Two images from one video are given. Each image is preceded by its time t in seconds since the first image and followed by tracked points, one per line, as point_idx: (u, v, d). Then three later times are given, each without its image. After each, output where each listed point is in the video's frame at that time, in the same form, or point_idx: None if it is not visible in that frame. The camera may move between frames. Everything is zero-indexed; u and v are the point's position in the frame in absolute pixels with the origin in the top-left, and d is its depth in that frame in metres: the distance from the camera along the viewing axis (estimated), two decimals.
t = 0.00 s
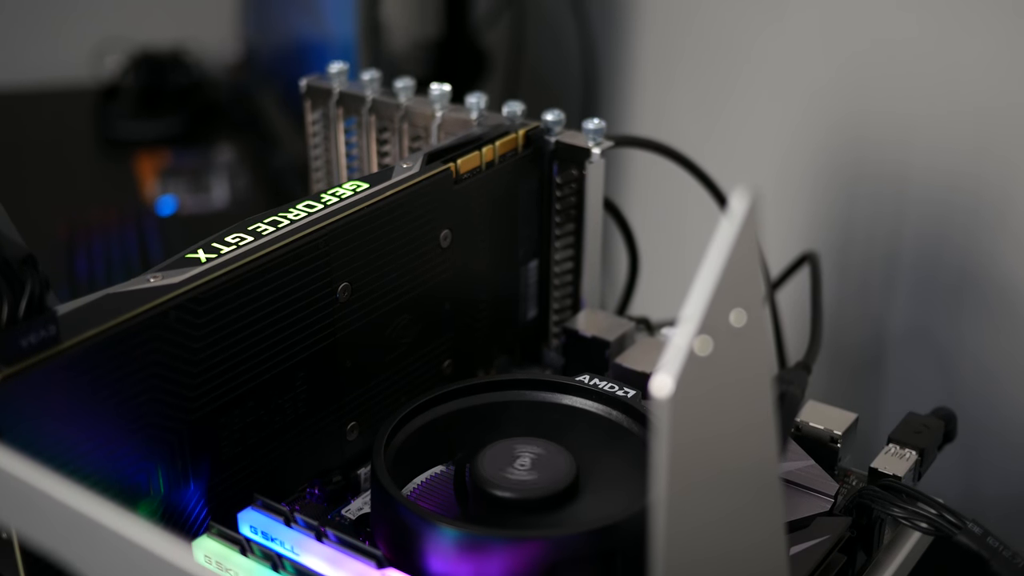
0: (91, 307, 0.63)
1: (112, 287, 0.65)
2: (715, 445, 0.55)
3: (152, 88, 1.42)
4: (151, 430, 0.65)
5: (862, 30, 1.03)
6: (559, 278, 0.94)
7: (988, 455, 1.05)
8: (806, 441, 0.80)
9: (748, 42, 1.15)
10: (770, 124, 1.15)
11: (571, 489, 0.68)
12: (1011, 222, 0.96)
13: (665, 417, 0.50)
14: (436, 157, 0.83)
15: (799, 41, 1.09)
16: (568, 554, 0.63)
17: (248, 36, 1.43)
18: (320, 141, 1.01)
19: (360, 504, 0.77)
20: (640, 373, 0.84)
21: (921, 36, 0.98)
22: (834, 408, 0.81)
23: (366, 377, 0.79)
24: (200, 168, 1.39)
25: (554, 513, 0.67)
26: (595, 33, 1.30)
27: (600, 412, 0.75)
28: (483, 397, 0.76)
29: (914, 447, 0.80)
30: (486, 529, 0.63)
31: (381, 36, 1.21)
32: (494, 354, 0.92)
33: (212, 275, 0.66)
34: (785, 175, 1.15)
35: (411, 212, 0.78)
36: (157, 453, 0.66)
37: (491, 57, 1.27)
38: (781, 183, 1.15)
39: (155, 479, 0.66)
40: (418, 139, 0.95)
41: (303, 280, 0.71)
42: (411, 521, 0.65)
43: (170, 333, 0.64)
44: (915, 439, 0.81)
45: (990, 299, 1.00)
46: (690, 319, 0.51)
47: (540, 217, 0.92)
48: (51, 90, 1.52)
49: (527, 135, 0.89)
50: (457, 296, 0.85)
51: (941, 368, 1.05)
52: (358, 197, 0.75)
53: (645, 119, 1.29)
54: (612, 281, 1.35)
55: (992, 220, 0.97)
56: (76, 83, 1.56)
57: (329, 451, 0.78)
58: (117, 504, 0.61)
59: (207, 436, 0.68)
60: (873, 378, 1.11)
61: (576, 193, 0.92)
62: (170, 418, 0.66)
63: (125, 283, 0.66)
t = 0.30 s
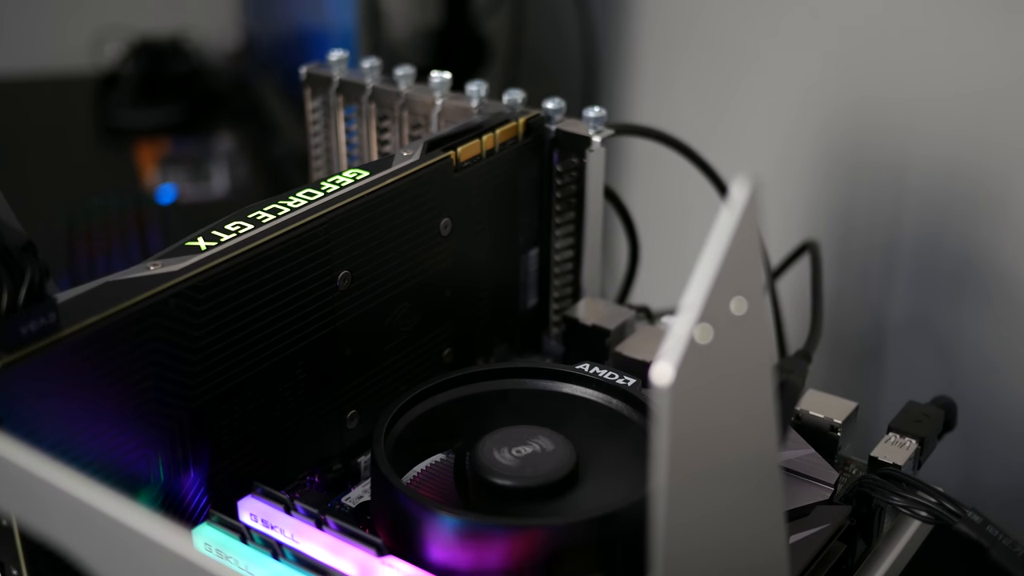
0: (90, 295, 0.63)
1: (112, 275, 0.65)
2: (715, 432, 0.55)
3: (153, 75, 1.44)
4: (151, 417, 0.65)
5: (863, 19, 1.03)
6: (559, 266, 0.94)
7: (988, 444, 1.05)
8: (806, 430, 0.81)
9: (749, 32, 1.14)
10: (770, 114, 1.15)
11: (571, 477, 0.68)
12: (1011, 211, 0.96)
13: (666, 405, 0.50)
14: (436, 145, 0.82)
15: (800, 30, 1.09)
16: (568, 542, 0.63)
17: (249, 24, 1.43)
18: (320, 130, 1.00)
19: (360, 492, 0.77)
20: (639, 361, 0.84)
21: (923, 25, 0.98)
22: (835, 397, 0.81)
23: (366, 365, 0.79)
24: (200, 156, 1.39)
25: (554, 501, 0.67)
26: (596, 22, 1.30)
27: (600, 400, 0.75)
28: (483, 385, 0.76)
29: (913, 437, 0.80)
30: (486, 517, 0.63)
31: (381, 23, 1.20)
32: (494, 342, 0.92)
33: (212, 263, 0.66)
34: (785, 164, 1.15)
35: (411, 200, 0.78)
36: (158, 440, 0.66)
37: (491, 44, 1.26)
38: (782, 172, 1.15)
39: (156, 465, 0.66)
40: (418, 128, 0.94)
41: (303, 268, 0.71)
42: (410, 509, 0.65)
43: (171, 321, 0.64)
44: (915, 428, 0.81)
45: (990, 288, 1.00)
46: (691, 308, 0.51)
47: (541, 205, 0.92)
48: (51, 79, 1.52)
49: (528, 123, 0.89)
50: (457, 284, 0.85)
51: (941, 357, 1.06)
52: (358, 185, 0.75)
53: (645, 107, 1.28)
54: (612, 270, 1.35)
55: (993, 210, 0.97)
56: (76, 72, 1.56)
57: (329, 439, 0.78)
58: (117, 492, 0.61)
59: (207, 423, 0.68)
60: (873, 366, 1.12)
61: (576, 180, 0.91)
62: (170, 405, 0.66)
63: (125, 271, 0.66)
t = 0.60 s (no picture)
0: (90, 282, 0.63)
1: (113, 262, 0.65)
2: (716, 418, 0.55)
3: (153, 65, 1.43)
4: (151, 403, 0.65)
5: (864, 8, 1.03)
6: (559, 255, 0.94)
7: (988, 434, 1.05)
8: (806, 418, 0.81)
9: (750, 20, 1.14)
10: (771, 103, 1.14)
11: (571, 465, 0.68)
12: (1010, 202, 0.96)
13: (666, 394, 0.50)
14: (437, 133, 0.82)
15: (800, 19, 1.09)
16: (568, 530, 0.63)
17: (247, 12, 1.37)
18: (321, 118, 1.00)
19: (360, 480, 0.77)
20: (638, 350, 0.84)
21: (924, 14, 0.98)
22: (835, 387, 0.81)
23: (366, 353, 0.79)
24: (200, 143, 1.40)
25: (553, 489, 0.67)
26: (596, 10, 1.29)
27: (600, 388, 0.75)
28: (484, 373, 0.76)
29: (913, 426, 0.80)
30: (487, 506, 0.63)
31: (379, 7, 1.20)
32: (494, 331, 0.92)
33: (212, 251, 0.66)
34: (785, 154, 1.14)
35: (411, 188, 0.78)
36: (157, 428, 0.66)
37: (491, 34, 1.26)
38: (782, 161, 1.15)
39: (156, 453, 0.66)
40: (418, 116, 0.94)
41: (303, 256, 0.71)
42: (411, 497, 0.65)
43: (171, 309, 0.64)
44: (915, 417, 0.81)
45: (990, 277, 1.00)
46: (691, 297, 0.51)
47: (541, 194, 0.92)
48: (50, 67, 1.51)
49: (529, 111, 0.88)
50: (458, 273, 0.85)
51: (941, 346, 1.06)
52: (357, 173, 0.75)
53: (646, 96, 1.28)
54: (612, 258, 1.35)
55: (993, 200, 0.97)
56: (76, 61, 1.56)
57: (329, 427, 0.78)
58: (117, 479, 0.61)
59: (207, 412, 0.68)
60: (873, 355, 1.12)
61: (576, 169, 0.92)
62: (170, 393, 0.66)
63: (125, 259, 0.66)
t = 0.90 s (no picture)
0: (90, 271, 0.63)
1: (112, 251, 0.65)
2: (721, 405, 0.54)
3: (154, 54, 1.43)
4: (151, 392, 0.65)
5: None
6: (559, 245, 0.94)
7: (988, 424, 1.05)
8: (806, 408, 0.81)
9: (750, 10, 1.14)
10: (771, 92, 1.14)
11: (571, 455, 0.68)
12: (1010, 192, 0.96)
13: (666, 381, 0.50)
14: (437, 123, 0.82)
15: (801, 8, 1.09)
16: (568, 520, 0.63)
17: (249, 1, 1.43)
18: (321, 107, 1.00)
19: (360, 470, 0.77)
20: (638, 340, 0.84)
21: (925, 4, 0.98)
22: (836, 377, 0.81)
23: (366, 342, 0.79)
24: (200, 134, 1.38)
25: (553, 479, 0.67)
26: None
27: (600, 378, 0.75)
28: (483, 363, 0.76)
29: (913, 416, 0.80)
30: (488, 496, 0.63)
31: None
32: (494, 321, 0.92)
33: (212, 240, 0.66)
34: (786, 144, 1.14)
35: (412, 178, 0.78)
36: (157, 417, 0.66)
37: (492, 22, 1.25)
38: (787, 147, 1.14)
39: (155, 441, 0.66)
40: (418, 105, 0.94)
41: (303, 245, 0.71)
42: (411, 485, 0.65)
43: (170, 298, 0.64)
44: (915, 408, 0.81)
45: (990, 267, 1.00)
46: (691, 287, 0.50)
47: (542, 184, 0.92)
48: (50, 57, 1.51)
49: (529, 101, 0.88)
50: (458, 263, 0.85)
51: (940, 336, 1.06)
52: (357, 162, 0.75)
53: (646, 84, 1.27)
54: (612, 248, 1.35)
55: (994, 190, 0.97)
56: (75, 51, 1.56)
57: (329, 416, 0.78)
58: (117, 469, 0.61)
59: (207, 401, 0.68)
60: (873, 345, 1.12)
61: (576, 159, 0.92)
62: (170, 383, 0.66)
63: (125, 248, 0.66)
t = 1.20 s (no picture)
0: (90, 259, 0.63)
1: (113, 239, 0.65)
2: (723, 391, 0.54)
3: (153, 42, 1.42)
4: (151, 379, 0.65)
5: None
6: (559, 234, 0.94)
7: (988, 414, 1.05)
8: (806, 397, 0.81)
9: None
10: (772, 81, 1.14)
11: (572, 443, 0.68)
12: (1011, 182, 0.96)
13: (667, 368, 0.50)
14: (437, 110, 0.82)
15: None
16: (570, 508, 0.63)
17: None
18: (321, 95, 1.00)
19: (360, 457, 0.78)
20: (639, 329, 0.84)
21: None
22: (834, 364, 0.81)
23: (366, 330, 0.79)
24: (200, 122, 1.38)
25: (553, 467, 0.67)
26: None
27: (600, 366, 0.75)
28: (483, 351, 0.76)
29: (914, 404, 0.80)
30: (488, 484, 0.63)
31: None
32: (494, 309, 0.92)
33: (212, 228, 0.66)
34: (786, 134, 1.14)
35: (411, 166, 0.77)
36: (157, 406, 0.66)
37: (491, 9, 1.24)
38: (787, 137, 1.14)
39: (156, 430, 0.66)
40: (418, 93, 0.94)
41: (303, 233, 0.71)
42: (412, 473, 0.65)
43: (170, 286, 0.64)
44: (915, 397, 0.81)
45: (990, 257, 1.00)
46: (691, 275, 0.51)
47: (542, 172, 0.92)
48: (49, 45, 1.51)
49: (529, 89, 0.88)
50: (458, 251, 0.85)
51: (941, 325, 1.06)
52: (357, 150, 0.75)
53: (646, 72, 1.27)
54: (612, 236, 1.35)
55: (995, 179, 0.97)
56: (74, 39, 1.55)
57: (329, 404, 0.78)
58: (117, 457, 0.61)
59: (207, 388, 0.68)
60: (873, 334, 1.12)
61: (577, 147, 0.91)
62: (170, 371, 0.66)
63: (125, 236, 0.66)
